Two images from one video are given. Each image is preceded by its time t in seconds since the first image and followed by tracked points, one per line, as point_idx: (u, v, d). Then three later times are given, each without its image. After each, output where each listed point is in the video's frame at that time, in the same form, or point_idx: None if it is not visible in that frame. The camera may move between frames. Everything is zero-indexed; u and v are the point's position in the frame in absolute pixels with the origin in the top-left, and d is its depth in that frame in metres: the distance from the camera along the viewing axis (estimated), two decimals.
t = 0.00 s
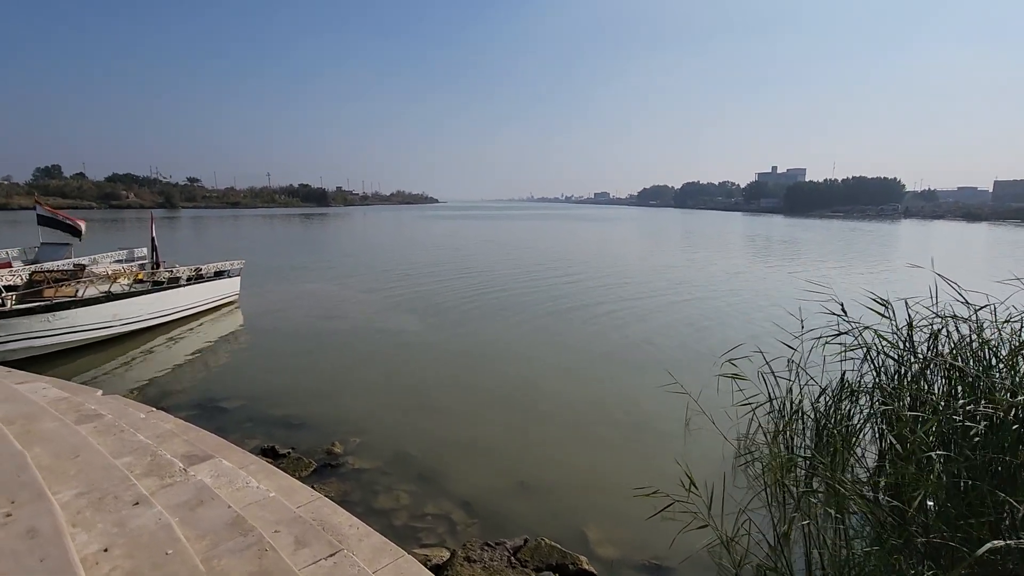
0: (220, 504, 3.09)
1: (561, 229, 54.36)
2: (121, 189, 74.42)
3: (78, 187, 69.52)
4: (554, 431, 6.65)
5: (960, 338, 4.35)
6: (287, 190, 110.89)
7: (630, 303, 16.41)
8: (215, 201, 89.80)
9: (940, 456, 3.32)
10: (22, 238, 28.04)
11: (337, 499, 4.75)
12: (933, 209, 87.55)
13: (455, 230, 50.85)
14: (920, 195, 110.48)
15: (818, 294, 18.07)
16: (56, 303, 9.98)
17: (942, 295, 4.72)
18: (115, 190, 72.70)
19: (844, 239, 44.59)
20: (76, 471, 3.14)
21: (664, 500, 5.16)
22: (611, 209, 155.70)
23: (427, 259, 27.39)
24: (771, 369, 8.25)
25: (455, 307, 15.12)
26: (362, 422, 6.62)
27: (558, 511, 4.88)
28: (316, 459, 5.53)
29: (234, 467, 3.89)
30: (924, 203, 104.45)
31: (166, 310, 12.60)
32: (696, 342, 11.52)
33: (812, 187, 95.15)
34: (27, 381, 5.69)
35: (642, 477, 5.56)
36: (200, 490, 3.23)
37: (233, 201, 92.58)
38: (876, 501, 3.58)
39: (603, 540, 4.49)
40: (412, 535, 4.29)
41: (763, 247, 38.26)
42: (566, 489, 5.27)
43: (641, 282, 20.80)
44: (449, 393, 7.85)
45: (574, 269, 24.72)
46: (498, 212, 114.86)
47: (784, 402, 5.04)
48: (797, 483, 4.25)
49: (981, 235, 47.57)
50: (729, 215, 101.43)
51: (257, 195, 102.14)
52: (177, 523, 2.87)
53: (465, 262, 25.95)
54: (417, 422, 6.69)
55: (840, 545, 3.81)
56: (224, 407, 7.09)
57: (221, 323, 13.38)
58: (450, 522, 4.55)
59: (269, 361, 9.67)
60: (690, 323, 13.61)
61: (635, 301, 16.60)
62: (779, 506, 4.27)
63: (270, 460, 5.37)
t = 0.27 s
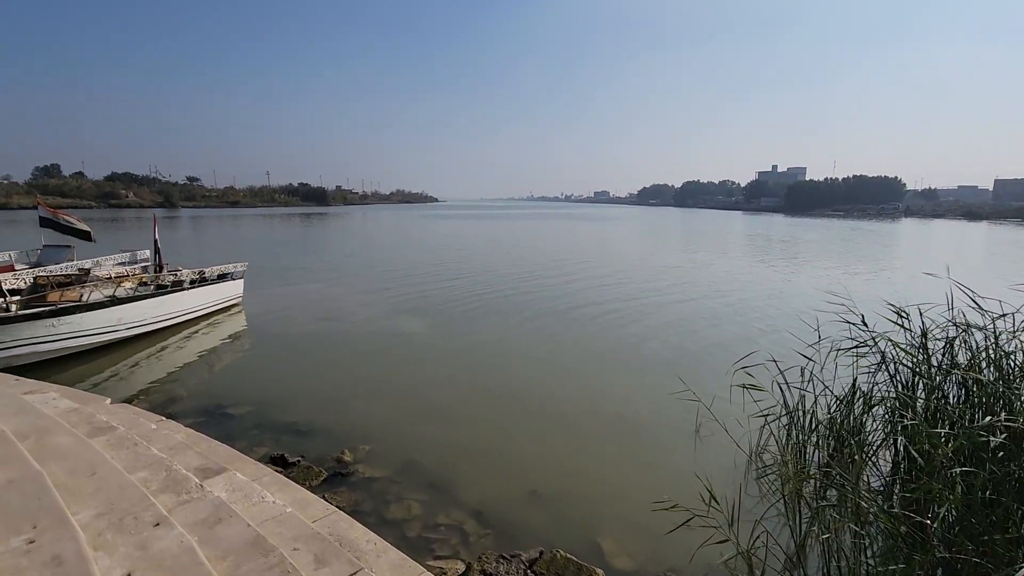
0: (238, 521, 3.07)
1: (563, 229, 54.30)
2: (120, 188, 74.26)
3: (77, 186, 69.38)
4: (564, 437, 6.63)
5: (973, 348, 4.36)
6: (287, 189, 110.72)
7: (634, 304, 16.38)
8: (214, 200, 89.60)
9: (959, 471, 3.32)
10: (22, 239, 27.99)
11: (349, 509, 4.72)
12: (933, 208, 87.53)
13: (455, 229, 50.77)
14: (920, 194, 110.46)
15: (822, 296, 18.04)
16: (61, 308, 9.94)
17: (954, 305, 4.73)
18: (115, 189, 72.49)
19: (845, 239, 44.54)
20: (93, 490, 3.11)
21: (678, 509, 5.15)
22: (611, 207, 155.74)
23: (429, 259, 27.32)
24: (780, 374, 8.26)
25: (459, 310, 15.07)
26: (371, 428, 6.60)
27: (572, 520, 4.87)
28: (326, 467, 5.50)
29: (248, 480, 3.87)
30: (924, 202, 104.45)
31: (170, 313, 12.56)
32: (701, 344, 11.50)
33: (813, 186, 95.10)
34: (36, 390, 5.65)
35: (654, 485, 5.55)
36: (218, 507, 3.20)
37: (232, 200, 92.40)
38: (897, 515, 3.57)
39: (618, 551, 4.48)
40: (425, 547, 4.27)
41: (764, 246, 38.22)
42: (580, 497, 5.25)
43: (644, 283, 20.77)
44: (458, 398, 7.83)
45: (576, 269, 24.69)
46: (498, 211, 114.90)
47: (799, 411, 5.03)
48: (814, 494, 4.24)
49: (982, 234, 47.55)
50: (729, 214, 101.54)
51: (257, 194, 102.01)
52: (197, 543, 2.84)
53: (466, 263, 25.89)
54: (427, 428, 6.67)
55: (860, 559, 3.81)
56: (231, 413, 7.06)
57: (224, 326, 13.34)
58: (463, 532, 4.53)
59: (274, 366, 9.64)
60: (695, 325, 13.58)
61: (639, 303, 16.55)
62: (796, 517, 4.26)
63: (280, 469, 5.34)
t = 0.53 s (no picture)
0: (257, 539, 3.04)
1: (565, 230, 54.21)
2: (123, 190, 74.42)
3: (81, 189, 69.63)
4: (576, 442, 6.58)
5: (994, 356, 4.30)
6: (289, 191, 110.91)
7: (639, 306, 16.33)
8: (217, 202, 89.76)
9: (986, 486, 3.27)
10: (27, 242, 28.05)
11: (362, 520, 4.69)
12: (936, 207, 87.28)
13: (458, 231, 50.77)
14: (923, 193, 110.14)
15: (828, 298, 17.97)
16: (70, 315, 9.93)
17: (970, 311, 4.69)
18: (117, 192, 72.59)
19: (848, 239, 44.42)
20: (111, 509, 3.08)
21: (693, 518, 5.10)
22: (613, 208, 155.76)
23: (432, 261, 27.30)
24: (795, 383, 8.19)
25: (464, 313, 15.04)
26: (381, 435, 6.56)
27: (586, 530, 4.82)
28: (337, 476, 5.47)
29: (263, 494, 3.84)
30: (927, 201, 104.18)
31: (177, 318, 12.55)
32: (708, 347, 11.44)
33: (815, 186, 94.93)
34: (46, 402, 5.63)
35: (668, 493, 5.50)
36: (236, 524, 3.18)
37: (235, 201, 92.57)
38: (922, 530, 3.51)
39: (634, 562, 4.43)
40: (440, 558, 4.24)
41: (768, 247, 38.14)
42: (593, 507, 5.20)
43: (649, 285, 20.72)
44: (467, 403, 7.78)
45: (580, 270, 24.65)
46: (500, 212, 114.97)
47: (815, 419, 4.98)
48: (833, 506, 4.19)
49: (986, 233, 47.41)
50: (731, 214, 101.39)
51: (259, 196, 102.21)
52: (217, 563, 2.81)
53: (470, 265, 25.87)
54: (437, 434, 6.63)
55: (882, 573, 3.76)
56: (240, 420, 7.03)
57: (231, 331, 13.32)
58: (478, 543, 4.50)
59: (281, 371, 9.61)
60: (701, 327, 13.53)
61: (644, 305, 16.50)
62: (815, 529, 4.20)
63: (291, 478, 5.32)
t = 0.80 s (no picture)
0: (271, 557, 2.93)
1: (569, 232, 54.09)
2: (128, 196, 74.77)
3: (87, 195, 70.03)
4: (591, 450, 6.46)
5: None
6: (292, 195, 111.27)
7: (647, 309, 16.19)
8: (221, 207, 90.09)
9: None
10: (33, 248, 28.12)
11: (375, 531, 4.58)
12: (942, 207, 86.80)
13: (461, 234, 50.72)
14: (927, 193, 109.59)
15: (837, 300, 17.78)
16: (76, 321, 9.88)
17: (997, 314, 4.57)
18: (123, 198, 72.94)
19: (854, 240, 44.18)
20: (121, 527, 2.99)
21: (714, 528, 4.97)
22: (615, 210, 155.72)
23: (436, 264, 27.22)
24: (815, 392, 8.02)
25: (470, 317, 14.94)
26: (392, 443, 6.45)
27: (605, 541, 4.70)
28: (348, 485, 5.37)
29: (275, 507, 3.75)
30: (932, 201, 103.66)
31: (183, 323, 12.49)
32: (719, 351, 11.31)
33: (819, 186, 94.57)
34: (54, 411, 5.55)
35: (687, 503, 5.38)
36: (249, 541, 3.07)
37: (239, 206, 92.92)
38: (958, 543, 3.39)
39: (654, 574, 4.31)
40: (455, 571, 4.12)
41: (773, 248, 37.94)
42: (611, 516, 5.09)
43: (655, 287, 20.59)
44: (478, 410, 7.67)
45: (586, 273, 24.52)
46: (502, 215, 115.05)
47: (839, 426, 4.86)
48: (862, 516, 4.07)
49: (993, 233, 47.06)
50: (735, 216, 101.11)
51: (263, 201, 102.57)
52: None
53: (475, 268, 25.79)
54: (449, 442, 6.52)
55: None
56: (248, 428, 6.94)
57: (237, 336, 13.25)
58: (494, 555, 4.38)
59: (288, 377, 9.52)
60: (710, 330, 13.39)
61: (652, 308, 16.36)
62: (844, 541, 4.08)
63: (302, 487, 5.21)
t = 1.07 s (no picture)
0: None
1: (571, 235, 53.86)
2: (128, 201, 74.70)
3: (87, 200, 69.95)
4: (604, 461, 6.30)
5: None
6: (292, 200, 111.23)
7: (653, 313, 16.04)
8: (221, 212, 90.05)
9: None
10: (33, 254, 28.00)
11: (384, 549, 4.43)
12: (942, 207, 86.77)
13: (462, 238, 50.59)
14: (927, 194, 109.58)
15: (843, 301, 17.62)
16: (76, 330, 9.74)
17: None
18: (123, 203, 72.71)
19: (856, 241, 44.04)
20: (122, 557, 2.86)
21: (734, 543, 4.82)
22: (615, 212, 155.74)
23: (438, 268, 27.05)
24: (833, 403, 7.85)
25: (474, 322, 14.79)
26: (400, 455, 6.30)
27: (621, 557, 4.56)
28: (355, 500, 5.22)
29: (282, 528, 3.64)
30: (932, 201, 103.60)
31: (184, 331, 12.34)
32: (728, 355, 11.15)
33: (819, 188, 94.56)
34: (53, 428, 5.41)
35: (704, 515, 5.23)
36: (258, 569, 2.94)
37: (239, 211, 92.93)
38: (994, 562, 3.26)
39: None
40: None
41: (776, 249, 37.80)
42: (626, 531, 4.94)
43: (660, 290, 20.44)
44: (487, 421, 7.51)
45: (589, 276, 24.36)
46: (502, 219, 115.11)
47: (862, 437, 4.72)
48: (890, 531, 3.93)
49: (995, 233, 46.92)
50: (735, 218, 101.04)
51: (263, 205, 102.57)
52: None
53: (477, 272, 25.64)
54: (459, 454, 6.38)
55: None
56: (251, 440, 6.79)
57: (239, 343, 13.09)
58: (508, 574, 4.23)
59: (291, 385, 9.38)
60: (718, 333, 13.23)
61: (656, 311, 16.22)
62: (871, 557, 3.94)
63: (307, 502, 5.07)
